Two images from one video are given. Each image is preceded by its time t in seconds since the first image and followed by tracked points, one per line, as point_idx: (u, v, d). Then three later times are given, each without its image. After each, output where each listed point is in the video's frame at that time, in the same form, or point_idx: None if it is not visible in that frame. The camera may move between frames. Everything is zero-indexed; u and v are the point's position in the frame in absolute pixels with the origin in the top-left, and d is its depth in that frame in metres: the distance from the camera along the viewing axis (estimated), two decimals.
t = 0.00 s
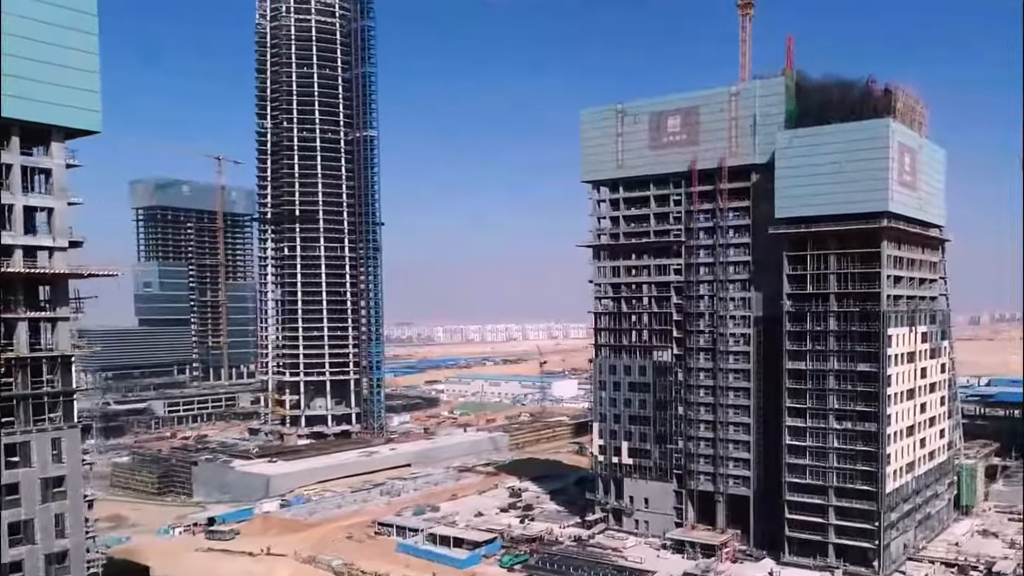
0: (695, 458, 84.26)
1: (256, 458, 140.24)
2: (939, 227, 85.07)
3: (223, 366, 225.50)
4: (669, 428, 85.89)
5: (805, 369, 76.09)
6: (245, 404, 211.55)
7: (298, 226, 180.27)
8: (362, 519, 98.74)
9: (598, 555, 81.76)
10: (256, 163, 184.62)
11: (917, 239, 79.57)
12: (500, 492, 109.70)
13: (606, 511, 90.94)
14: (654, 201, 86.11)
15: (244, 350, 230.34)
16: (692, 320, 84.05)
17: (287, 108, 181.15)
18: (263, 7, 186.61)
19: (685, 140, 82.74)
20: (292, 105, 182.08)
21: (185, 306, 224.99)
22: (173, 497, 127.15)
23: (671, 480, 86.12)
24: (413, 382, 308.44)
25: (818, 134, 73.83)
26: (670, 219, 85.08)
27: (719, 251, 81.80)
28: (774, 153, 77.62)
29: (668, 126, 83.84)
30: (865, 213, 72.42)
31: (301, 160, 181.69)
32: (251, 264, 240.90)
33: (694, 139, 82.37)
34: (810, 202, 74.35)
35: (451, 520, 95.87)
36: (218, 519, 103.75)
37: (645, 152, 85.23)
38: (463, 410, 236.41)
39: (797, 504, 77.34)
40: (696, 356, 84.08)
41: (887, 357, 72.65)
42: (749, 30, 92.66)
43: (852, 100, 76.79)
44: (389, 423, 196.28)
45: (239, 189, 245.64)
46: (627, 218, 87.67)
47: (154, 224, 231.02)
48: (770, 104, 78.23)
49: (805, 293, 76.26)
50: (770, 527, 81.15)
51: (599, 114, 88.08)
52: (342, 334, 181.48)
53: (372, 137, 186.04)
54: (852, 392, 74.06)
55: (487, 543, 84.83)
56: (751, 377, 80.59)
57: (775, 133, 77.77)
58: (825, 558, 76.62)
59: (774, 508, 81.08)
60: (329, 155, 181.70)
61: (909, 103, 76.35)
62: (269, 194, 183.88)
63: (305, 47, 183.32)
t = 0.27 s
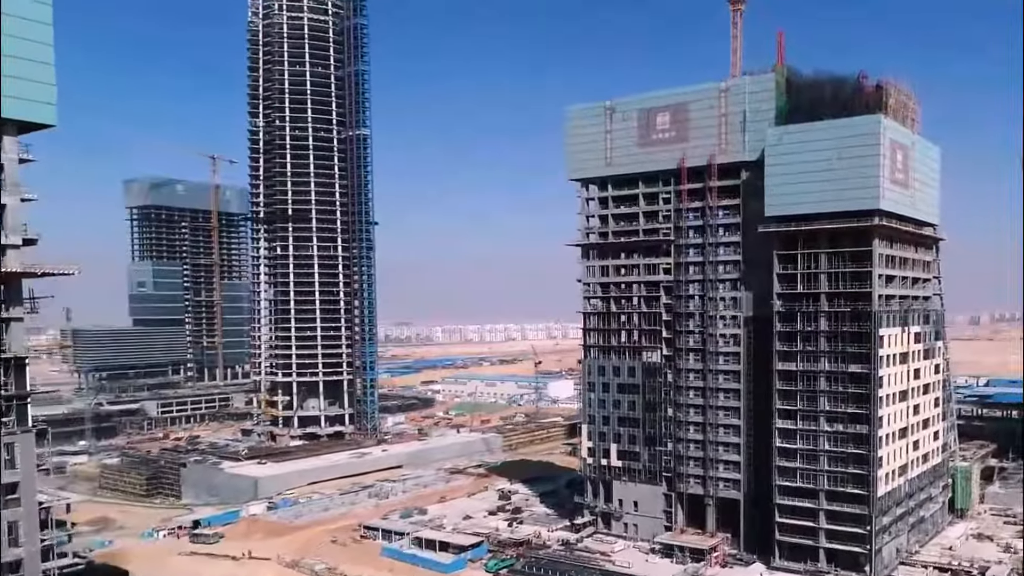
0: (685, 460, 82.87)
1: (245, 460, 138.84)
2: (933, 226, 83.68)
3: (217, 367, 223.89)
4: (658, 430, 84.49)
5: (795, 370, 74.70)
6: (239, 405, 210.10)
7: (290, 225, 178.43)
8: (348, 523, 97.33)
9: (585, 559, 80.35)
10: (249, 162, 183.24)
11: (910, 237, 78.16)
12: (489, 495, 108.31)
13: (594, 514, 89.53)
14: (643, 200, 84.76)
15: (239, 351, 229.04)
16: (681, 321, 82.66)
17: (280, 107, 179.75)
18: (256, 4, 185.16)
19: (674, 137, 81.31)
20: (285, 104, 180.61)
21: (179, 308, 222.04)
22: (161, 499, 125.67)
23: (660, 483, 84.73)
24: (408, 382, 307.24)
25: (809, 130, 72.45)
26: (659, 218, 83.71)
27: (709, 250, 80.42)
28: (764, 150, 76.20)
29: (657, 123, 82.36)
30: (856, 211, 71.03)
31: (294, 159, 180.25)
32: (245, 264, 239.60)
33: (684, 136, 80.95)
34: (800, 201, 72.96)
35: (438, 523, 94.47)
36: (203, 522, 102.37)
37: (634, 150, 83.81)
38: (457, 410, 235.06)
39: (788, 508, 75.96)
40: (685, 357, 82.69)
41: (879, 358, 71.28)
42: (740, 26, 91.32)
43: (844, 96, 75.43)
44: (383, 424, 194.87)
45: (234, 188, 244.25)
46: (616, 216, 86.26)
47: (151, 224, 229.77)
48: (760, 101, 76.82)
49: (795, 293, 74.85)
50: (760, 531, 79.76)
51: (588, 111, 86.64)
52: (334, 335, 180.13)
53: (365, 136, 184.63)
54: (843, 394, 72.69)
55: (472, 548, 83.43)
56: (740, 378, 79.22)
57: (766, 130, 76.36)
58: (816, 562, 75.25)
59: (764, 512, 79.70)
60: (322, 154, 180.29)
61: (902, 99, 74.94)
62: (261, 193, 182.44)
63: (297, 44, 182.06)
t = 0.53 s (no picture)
0: (663, 466, 79.95)
1: (224, 462, 135.89)
2: (920, 224, 80.90)
3: (207, 367, 221.78)
4: (636, 435, 81.64)
5: (776, 373, 71.83)
6: (225, 406, 207.17)
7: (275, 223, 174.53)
8: (320, 529, 94.46)
9: (559, 569, 77.50)
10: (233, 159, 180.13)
11: (894, 235, 75.34)
12: (468, 500, 105.44)
13: (571, 521, 86.68)
14: (621, 196, 81.96)
15: (229, 351, 227.51)
16: (659, 321, 79.79)
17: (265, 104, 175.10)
18: None
19: (652, 131, 78.36)
20: (269, 100, 175.95)
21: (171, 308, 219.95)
22: (135, 503, 122.81)
23: (638, 489, 81.85)
24: (400, 383, 304.50)
25: (789, 123, 69.59)
26: (637, 215, 80.86)
27: (688, 248, 77.56)
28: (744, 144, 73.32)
29: (635, 115, 79.28)
30: (837, 207, 68.18)
31: (279, 156, 177.16)
32: (234, 262, 236.77)
33: (662, 129, 77.97)
34: (780, 196, 70.10)
35: (412, 530, 91.59)
36: (173, 527, 99.50)
37: (611, 144, 80.99)
38: (447, 411, 232.24)
39: (768, 516, 73.11)
40: (664, 359, 79.82)
41: (861, 361, 68.43)
42: (723, 17, 88.46)
43: (826, 88, 72.60)
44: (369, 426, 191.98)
45: (223, 186, 241.31)
46: (593, 213, 83.44)
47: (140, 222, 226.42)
48: (739, 93, 73.97)
49: (775, 292, 71.97)
50: (739, 539, 76.92)
51: (564, 104, 83.70)
52: (319, 335, 177.25)
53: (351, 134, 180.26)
54: (825, 398, 69.86)
55: (443, 556, 80.55)
56: (720, 381, 76.37)
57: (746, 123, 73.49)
58: (796, 573, 72.40)
59: (744, 519, 76.86)
60: (308, 152, 175.89)
61: (886, 92, 72.23)
62: (245, 190, 179.38)
63: (282, 40, 177.39)
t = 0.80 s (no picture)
0: (608, 482, 72.60)
1: (168, 471, 128.38)
2: (890, 216, 73.67)
3: (180, 368, 212.46)
4: (579, 447, 74.30)
5: (726, 381, 64.48)
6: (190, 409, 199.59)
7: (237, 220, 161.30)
8: (246, 547, 87.11)
9: None
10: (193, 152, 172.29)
11: (860, 227, 68.09)
12: (413, 514, 98.07)
13: (512, 541, 79.37)
14: (563, 184, 74.66)
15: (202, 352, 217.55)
16: (604, 323, 72.42)
17: (227, 97, 162.71)
18: None
19: (594, 112, 71.08)
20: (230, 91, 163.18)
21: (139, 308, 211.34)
22: (68, 515, 115.39)
23: (582, 506, 74.53)
24: (381, 384, 297.30)
25: (740, 101, 62.27)
26: (580, 206, 73.55)
27: (633, 242, 70.21)
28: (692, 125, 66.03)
29: (577, 96, 72.04)
30: (792, 195, 60.87)
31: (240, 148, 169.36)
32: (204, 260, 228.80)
33: (605, 110, 70.65)
34: (729, 183, 62.76)
35: (343, 549, 84.25)
36: (92, 543, 92.18)
37: (551, 128, 73.67)
38: (423, 414, 224.78)
39: (718, 539, 65.83)
40: (609, 364, 72.44)
41: (820, 368, 61.08)
42: None
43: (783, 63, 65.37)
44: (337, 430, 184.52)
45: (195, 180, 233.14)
46: (533, 204, 76.16)
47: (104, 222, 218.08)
48: (688, 69, 66.70)
49: (726, 291, 64.61)
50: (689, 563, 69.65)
51: (502, 86, 76.51)
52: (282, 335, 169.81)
53: (319, 127, 168.53)
54: (779, 408, 62.51)
55: None
56: (668, 389, 69.01)
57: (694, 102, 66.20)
58: None
59: (694, 541, 69.57)
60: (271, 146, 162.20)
61: (849, 67, 65.06)
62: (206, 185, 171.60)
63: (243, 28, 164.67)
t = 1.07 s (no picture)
0: (542, 500, 65.29)
1: (108, 480, 121.02)
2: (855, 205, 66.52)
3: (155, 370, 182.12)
4: (512, 461, 67.04)
5: (665, 390, 57.12)
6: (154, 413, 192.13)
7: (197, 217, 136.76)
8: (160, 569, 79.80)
9: None
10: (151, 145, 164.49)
11: (817, 217, 60.87)
12: (350, 530, 90.81)
13: (443, 564, 72.18)
14: (493, 169, 67.39)
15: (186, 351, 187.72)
16: (539, 324, 65.06)
17: (184, 84, 138.33)
18: None
19: (524, 89, 63.88)
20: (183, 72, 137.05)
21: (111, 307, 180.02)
22: None
23: (515, 527, 67.26)
24: (364, 385, 289.89)
25: (677, 73, 55.02)
26: (512, 194, 66.32)
27: (567, 233, 62.91)
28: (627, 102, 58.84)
29: (506, 71, 64.74)
30: (735, 179, 53.58)
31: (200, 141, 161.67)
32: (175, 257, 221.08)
33: (536, 87, 63.40)
34: (666, 167, 55.46)
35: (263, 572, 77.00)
36: None
37: (480, 107, 66.32)
38: (400, 417, 217.48)
39: (657, 568, 58.54)
40: (543, 370, 65.08)
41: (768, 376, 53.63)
42: None
43: (728, 31, 58.22)
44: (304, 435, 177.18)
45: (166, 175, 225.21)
46: (462, 192, 68.91)
47: (67, 214, 181.35)
48: (623, 39, 59.54)
49: (666, 288, 57.27)
50: None
51: (428, 61, 69.06)
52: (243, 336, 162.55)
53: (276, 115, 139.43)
54: (723, 422, 55.12)
55: None
56: (605, 398, 61.65)
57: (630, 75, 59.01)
58: None
59: (634, 568, 62.30)
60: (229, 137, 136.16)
61: (801, 35, 57.98)
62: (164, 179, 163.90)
63: None
